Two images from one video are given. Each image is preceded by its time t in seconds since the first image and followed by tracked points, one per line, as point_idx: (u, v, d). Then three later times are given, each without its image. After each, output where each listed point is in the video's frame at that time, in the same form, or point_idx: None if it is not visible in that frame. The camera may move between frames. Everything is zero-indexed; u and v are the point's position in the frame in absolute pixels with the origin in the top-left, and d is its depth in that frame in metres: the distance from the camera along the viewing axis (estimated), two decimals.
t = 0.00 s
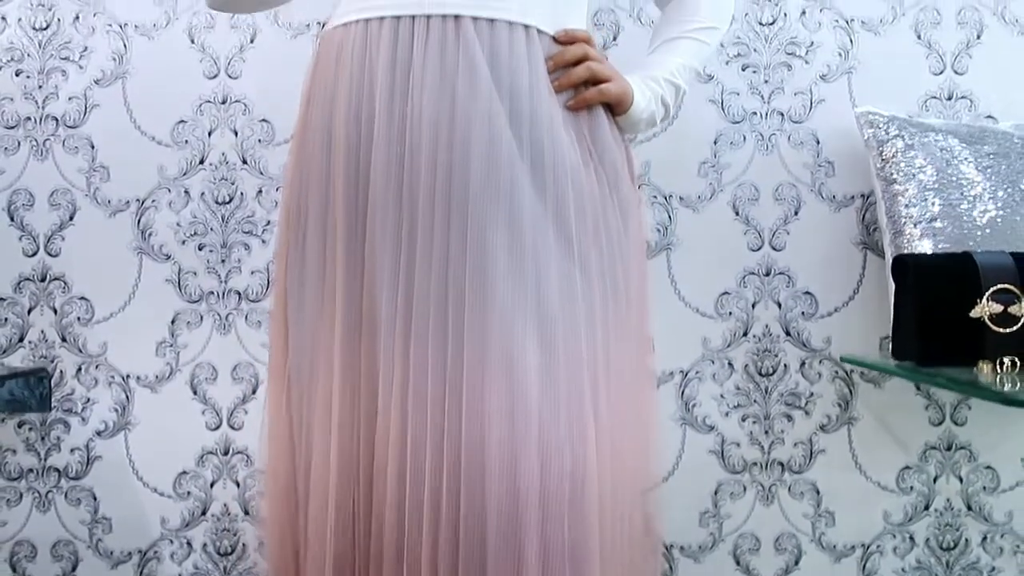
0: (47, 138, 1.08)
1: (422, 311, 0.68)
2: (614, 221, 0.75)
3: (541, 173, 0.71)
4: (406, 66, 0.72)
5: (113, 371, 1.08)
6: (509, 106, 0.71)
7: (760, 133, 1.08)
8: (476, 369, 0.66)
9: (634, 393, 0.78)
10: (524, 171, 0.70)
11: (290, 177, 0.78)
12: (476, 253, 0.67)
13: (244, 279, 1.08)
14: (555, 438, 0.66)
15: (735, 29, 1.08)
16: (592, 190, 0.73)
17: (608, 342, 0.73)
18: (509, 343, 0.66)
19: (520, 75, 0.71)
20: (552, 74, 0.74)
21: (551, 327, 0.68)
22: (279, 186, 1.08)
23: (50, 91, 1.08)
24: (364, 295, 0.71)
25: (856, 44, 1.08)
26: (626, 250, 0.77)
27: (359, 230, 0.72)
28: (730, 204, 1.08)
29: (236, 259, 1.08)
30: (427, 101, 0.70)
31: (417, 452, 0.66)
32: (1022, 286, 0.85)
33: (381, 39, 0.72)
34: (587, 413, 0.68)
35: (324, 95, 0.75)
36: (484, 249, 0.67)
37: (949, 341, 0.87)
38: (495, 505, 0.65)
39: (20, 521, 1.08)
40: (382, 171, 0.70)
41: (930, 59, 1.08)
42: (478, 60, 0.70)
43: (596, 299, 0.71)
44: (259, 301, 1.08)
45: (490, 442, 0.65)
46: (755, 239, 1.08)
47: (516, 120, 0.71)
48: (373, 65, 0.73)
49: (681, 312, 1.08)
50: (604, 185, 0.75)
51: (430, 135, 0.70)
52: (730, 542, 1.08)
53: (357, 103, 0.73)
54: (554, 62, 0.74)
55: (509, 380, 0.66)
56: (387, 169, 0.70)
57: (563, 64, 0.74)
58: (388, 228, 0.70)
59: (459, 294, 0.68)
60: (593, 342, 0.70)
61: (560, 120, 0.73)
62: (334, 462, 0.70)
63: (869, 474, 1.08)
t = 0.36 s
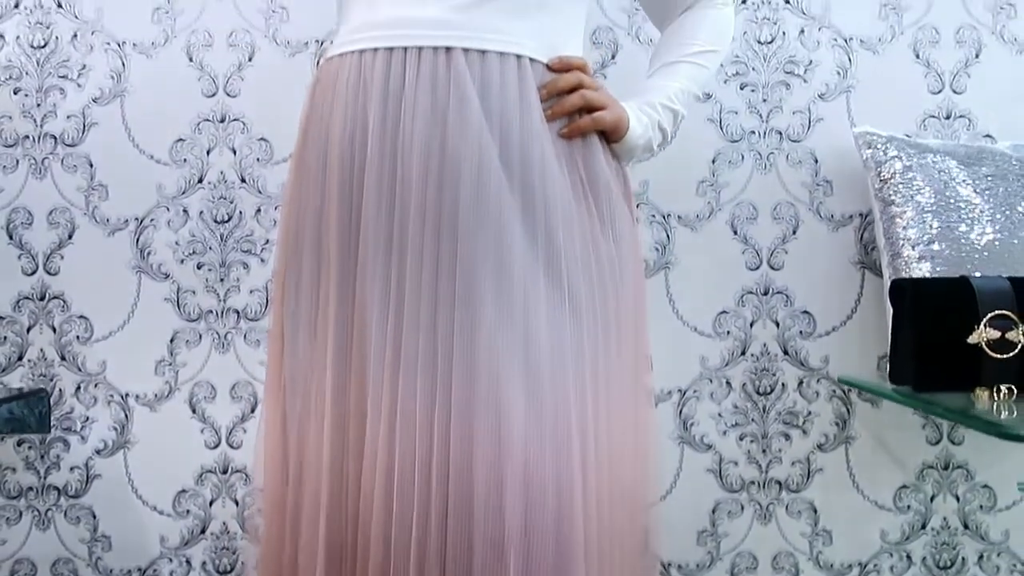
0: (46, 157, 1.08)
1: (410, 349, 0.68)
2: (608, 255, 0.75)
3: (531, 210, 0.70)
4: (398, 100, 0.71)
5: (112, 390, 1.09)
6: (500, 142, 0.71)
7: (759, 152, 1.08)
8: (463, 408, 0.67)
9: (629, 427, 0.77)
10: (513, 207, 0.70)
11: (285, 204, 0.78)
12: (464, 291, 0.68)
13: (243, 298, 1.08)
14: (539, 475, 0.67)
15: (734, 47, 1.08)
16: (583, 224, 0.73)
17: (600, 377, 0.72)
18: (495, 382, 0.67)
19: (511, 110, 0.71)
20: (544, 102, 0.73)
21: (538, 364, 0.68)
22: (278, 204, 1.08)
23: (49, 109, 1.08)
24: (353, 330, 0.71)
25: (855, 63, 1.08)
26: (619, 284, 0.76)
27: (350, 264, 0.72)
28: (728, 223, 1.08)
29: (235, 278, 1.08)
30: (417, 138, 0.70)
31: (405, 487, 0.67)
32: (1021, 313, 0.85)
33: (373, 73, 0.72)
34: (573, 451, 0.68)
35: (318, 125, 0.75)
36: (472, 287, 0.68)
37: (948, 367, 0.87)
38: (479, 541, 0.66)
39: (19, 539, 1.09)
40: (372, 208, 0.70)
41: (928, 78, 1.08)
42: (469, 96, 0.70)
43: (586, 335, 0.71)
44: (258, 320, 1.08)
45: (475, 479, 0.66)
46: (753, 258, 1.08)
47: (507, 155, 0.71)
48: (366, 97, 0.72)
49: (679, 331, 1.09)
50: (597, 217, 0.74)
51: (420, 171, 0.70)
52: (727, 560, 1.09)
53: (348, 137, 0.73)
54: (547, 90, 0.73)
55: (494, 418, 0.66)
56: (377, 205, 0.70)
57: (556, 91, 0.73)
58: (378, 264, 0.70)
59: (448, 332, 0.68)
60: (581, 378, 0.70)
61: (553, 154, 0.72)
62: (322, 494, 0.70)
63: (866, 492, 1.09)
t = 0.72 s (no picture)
0: (49, 183, 1.09)
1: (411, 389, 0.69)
2: (607, 293, 0.75)
3: (530, 251, 0.71)
4: (399, 141, 0.72)
5: (116, 415, 1.09)
6: (500, 184, 0.71)
7: (759, 179, 1.09)
8: (463, 449, 0.67)
9: (629, 461, 0.77)
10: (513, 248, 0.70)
11: (286, 239, 0.78)
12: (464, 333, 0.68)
13: (245, 324, 1.09)
14: (537, 514, 0.68)
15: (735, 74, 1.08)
16: (583, 264, 0.73)
17: (600, 416, 0.73)
18: (494, 423, 0.67)
19: (512, 152, 0.72)
20: (544, 144, 0.74)
21: (536, 405, 0.69)
22: (280, 231, 1.09)
23: (51, 136, 1.08)
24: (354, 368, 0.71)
25: (855, 90, 1.08)
26: (618, 322, 0.76)
27: (351, 302, 0.72)
28: (729, 249, 1.09)
29: (238, 304, 1.09)
30: (418, 180, 0.70)
31: (404, 525, 0.68)
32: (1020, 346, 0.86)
33: (375, 113, 0.72)
34: (572, 491, 0.69)
35: (320, 162, 0.75)
36: (471, 329, 0.68)
37: (952, 405, 0.87)
38: None
39: (24, 564, 1.10)
40: (373, 248, 0.71)
41: (928, 105, 1.08)
42: (470, 141, 0.70)
43: (586, 375, 0.72)
44: (261, 346, 1.09)
45: (474, 519, 0.67)
46: (754, 285, 1.09)
47: (507, 197, 0.71)
48: (368, 137, 0.72)
49: (680, 357, 1.09)
50: (597, 258, 0.75)
51: (422, 212, 0.70)
52: None
53: (350, 176, 0.73)
54: (547, 133, 0.73)
55: (493, 459, 0.67)
56: (378, 245, 0.71)
57: (556, 134, 0.74)
58: (379, 304, 0.70)
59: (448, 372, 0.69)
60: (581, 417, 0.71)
61: (553, 195, 0.73)
62: (322, 531, 0.71)
63: (866, 517, 1.09)
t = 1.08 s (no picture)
0: (60, 207, 1.10)
1: (420, 428, 0.69)
2: (612, 324, 0.76)
3: (538, 289, 0.71)
4: (409, 179, 0.72)
5: (126, 437, 1.10)
6: (508, 223, 0.72)
7: (765, 202, 1.09)
8: (470, 487, 0.68)
9: (633, 490, 0.78)
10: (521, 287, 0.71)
11: (294, 272, 0.79)
12: (472, 372, 0.69)
13: (254, 347, 1.10)
14: (543, 545, 0.68)
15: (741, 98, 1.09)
16: (588, 302, 0.74)
17: (607, 453, 0.73)
18: (502, 462, 0.68)
19: (520, 187, 0.72)
20: (552, 180, 0.75)
21: (544, 439, 0.69)
22: (289, 255, 1.10)
23: (63, 161, 1.09)
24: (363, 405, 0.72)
25: (862, 113, 1.08)
26: (623, 356, 0.77)
27: (360, 338, 0.72)
28: (735, 272, 1.09)
29: (247, 327, 1.10)
30: (428, 218, 0.71)
31: (414, 555, 0.68)
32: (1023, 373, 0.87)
33: (385, 151, 0.73)
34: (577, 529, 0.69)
35: (330, 198, 0.76)
36: (480, 367, 0.69)
37: (957, 434, 0.88)
38: None
39: None
40: (383, 286, 0.71)
41: (934, 128, 1.08)
42: (479, 179, 0.71)
43: (591, 412, 0.72)
44: (270, 369, 1.10)
45: (480, 557, 0.67)
46: (760, 307, 1.09)
47: (515, 236, 0.72)
48: (379, 175, 0.73)
49: (686, 379, 1.10)
50: (602, 294, 0.76)
51: (431, 251, 0.71)
52: None
53: (360, 212, 0.73)
54: (556, 170, 0.74)
55: (500, 497, 0.67)
56: (388, 283, 0.71)
57: (564, 169, 0.74)
58: (389, 342, 0.71)
59: (456, 410, 0.69)
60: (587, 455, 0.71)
61: (560, 234, 0.73)
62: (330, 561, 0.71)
63: (871, 539, 1.10)
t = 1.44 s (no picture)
0: (62, 224, 1.10)
1: (418, 455, 0.70)
2: (608, 347, 0.77)
3: (534, 318, 0.72)
4: (407, 209, 0.73)
5: (129, 451, 1.11)
6: (505, 253, 0.73)
7: (763, 216, 1.09)
8: (468, 514, 0.69)
9: (628, 510, 0.79)
10: (517, 316, 0.72)
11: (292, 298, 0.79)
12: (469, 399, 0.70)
13: (255, 361, 1.10)
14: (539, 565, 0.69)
15: (739, 114, 1.09)
16: (583, 330, 0.75)
17: (602, 479, 0.74)
18: (499, 489, 0.68)
19: (517, 214, 0.73)
20: (548, 207, 0.76)
21: (540, 460, 0.70)
22: (290, 270, 1.10)
23: (64, 178, 1.10)
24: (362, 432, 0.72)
25: (860, 128, 1.09)
26: (619, 377, 0.78)
27: (359, 366, 0.73)
28: (733, 287, 1.10)
29: (248, 342, 1.10)
30: (426, 248, 0.72)
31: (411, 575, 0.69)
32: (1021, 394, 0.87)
33: (384, 181, 0.74)
34: (573, 555, 0.70)
35: (329, 226, 0.76)
36: (477, 395, 0.70)
37: (954, 450, 0.88)
38: None
39: None
40: (382, 314, 0.72)
41: (932, 143, 1.09)
42: (477, 206, 0.72)
43: (586, 440, 0.73)
44: (271, 384, 1.11)
45: None
46: (758, 321, 1.10)
47: (511, 265, 0.73)
48: (377, 204, 0.74)
49: (685, 393, 1.10)
50: (597, 322, 0.76)
51: (429, 280, 0.71)
52: None
53: (359, 239, 0.74)
54: (552, 197, 0.75)
55: (497, 523, 0.68)
56: (387, 312, 0.72)
57: (561, 197, 0.76)
58: (388, 369, 0.71)
59: (454, 435, 0.70)
60: (581, 481, 0.72)
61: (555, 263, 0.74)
62: None
63: (869, 551, 1.11)
